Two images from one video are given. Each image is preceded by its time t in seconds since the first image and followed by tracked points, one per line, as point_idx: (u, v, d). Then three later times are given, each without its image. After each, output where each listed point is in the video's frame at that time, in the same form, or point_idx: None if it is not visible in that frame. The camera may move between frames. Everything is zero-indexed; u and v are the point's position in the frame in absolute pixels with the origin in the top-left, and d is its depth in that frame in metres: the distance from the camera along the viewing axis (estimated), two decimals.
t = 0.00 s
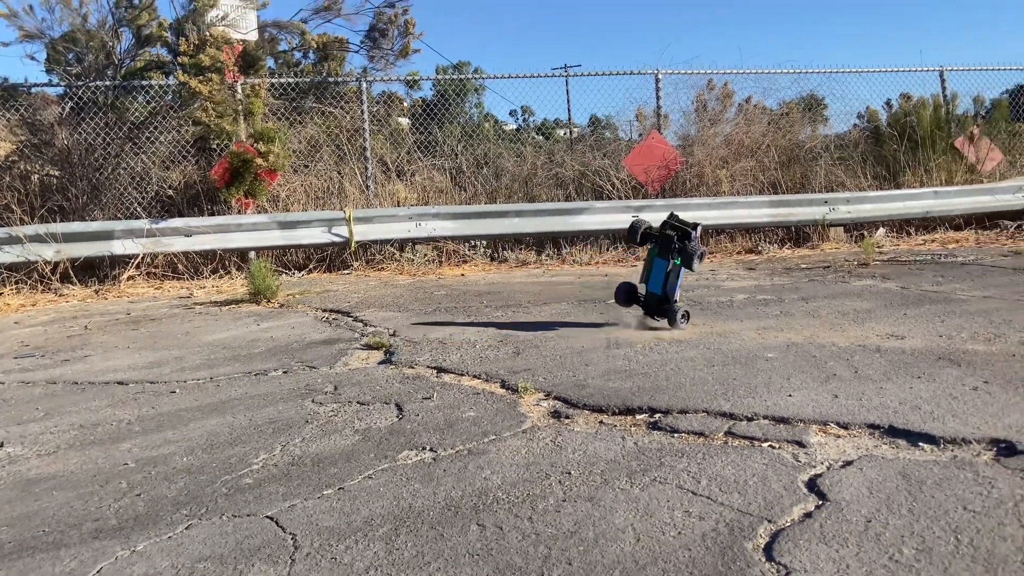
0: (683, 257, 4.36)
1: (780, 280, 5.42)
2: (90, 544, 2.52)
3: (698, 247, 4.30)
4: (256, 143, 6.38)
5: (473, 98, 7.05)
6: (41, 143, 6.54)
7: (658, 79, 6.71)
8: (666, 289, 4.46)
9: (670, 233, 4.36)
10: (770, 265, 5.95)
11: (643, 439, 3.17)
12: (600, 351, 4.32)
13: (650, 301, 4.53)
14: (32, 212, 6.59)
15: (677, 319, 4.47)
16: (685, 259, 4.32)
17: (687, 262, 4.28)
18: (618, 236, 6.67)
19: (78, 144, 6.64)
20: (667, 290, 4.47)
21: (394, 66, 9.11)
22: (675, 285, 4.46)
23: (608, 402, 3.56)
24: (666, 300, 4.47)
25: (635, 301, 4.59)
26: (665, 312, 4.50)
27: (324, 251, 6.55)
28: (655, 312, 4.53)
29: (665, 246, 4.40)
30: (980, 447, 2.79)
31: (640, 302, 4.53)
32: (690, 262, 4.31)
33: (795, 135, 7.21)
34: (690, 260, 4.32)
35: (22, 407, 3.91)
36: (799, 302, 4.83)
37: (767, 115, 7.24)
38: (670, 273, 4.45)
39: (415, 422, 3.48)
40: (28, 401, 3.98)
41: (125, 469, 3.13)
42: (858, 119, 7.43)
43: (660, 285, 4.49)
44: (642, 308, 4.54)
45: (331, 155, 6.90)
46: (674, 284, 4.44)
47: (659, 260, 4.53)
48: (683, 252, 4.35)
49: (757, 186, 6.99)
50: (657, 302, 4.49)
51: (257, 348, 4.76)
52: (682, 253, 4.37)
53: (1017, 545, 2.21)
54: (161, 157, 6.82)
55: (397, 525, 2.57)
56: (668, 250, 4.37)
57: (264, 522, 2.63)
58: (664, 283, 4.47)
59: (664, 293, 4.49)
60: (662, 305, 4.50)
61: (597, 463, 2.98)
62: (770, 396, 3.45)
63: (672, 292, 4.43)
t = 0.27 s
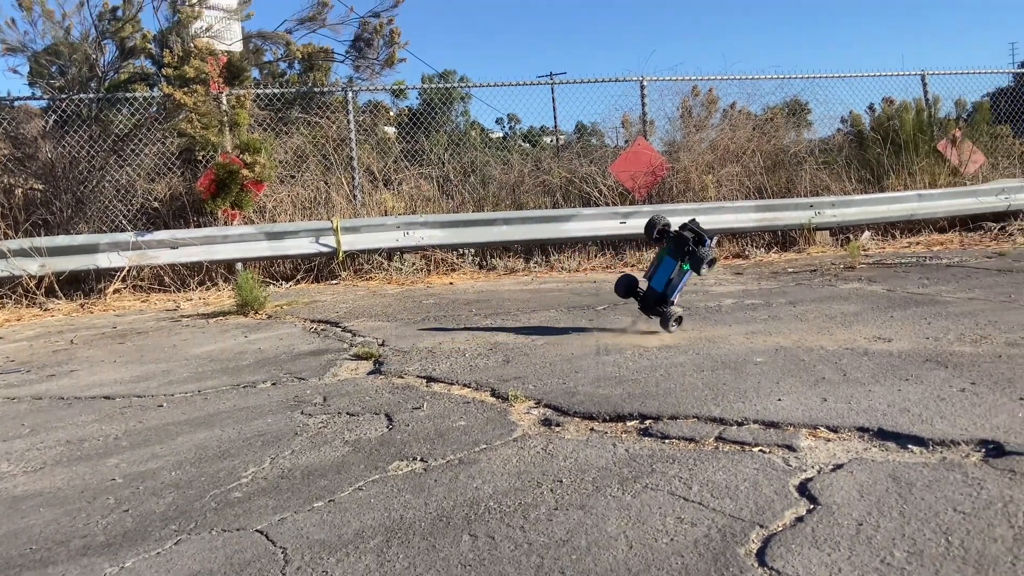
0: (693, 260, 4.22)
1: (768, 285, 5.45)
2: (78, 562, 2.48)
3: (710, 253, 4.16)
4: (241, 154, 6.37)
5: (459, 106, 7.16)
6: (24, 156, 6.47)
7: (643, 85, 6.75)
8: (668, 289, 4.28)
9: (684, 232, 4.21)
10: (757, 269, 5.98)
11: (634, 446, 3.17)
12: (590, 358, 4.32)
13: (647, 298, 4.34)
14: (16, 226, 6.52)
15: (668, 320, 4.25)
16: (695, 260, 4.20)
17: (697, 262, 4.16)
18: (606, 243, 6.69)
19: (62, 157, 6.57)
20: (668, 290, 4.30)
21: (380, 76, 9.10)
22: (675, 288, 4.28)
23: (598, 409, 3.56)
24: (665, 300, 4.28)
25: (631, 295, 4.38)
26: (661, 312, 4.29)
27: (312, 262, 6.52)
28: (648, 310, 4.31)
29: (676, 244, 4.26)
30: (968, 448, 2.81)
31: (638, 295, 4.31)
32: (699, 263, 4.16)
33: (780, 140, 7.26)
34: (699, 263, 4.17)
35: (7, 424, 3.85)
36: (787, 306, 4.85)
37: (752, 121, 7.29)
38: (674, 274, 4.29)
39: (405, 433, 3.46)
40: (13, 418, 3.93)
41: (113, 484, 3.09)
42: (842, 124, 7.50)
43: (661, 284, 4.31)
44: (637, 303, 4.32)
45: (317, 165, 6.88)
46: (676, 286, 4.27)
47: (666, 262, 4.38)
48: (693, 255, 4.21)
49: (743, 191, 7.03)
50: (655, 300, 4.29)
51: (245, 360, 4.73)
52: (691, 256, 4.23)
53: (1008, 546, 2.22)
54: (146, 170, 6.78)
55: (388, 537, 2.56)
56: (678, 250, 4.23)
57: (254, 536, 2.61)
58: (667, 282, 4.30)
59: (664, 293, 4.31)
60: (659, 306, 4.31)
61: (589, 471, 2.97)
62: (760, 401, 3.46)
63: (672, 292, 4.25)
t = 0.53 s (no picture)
0: (701, 267, 4.14)
1: (756, 289, 5.47)
2: None
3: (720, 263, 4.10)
4: (228, 164, 6.36)
5: (445, 114, 7.20)
6: (8, 168, 6.43)
7: (629, 92, 6.77)
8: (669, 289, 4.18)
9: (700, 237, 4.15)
10: (745, 274, 6.00)
11: (625, 452, 3.17)
12: (579, 365, 4.31)
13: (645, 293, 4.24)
14: None
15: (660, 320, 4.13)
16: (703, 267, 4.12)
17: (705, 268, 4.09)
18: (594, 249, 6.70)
19: (46, 169, 6.52)
20: (669, 290, 4.19)
21: (366, 85, 9.09)
22: (676, 290, 4.18)
23: (588, 416, 3.56)
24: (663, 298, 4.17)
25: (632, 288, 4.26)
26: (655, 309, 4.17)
27: (299, 271, 6.49)
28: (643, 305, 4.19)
29: (688, 247, 4.18)
30: (956, 451, 2.83)
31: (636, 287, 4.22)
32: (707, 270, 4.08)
33: (765, 145, 7.31)
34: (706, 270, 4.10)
35: None
36: (775, 310, 4.87)
37: (737, 126, 7.34)
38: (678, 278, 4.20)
39: (395, 443, 3.44)
40: None
41: (100, 499, 3.05)
42: (826, 129, 7.56)
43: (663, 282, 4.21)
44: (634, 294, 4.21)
45: (304, 174, 6.86)
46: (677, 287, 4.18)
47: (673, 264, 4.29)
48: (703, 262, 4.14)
49: (730, 196, 7.06)
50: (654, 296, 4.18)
51: (233, 372, 4.69)
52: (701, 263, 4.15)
53: (996, 547, 2.23)
54: (131, 181, 6.74)
55: (379, 548, 2.54)
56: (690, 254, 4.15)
57: (243, 549, 2.58)
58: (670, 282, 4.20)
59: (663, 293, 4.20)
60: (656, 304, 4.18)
61: (580, 478, 2.97)
62: (749, 405, 3.47)
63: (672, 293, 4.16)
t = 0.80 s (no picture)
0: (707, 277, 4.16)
1: (743, 294, 5.50)
2: None
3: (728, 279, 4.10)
4: (214, 173, 6.29)
5: (433, 122, 7.12)
6: None
7: (616, 99, 6.79)
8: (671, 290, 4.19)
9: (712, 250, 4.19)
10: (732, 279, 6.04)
11: (614, 458, 3.16)
12: (568, 371, 4.31)
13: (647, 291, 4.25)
14: None
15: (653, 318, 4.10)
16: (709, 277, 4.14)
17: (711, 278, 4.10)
18: (582, 255, 6.71)
19: (30, 180, 6.39)
20: (670, 292, 4.20)
21: (352, 93, 9.09)
22: (676, 293, 4.19)
23: (578, 422, 3.55)
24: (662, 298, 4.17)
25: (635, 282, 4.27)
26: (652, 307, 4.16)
27: (287, 280, 6.46)
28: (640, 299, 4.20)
29: (699, 256, 4.21)
30: (943, 453, 2.84)
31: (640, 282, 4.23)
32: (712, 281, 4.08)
33: (750, 151, 7.36)
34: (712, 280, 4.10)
35: None
36: (762, 314, 4.89)
37: (723, 132, 7.38)
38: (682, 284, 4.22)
39: (384, 452, 3.43)
40: None
41: (85, 512, 3.01)
42: (810, 134, 7.62)
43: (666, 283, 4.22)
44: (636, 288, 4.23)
45: (291, 183, 6.83)
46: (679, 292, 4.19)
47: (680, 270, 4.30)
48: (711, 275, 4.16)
49: (716, 202, 7.10)
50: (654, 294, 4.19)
51: (220, 382, 4.66)
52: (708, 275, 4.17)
53: (984, 549, 2.24)
54: (117, 191, 6.70)
55: (368, 558, 2.52)
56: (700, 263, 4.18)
57: (231, 561, 2.56)
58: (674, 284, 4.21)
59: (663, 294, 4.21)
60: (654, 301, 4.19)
61: (569, 485, 2.96)
62: (738, 410, 3.48)
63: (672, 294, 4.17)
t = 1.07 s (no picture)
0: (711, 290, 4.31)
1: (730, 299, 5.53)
2: None
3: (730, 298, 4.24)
4: (200, 182, 6.26)
5: (420, 129, 7.17)
6: None
7: (602, 105, 6.81)
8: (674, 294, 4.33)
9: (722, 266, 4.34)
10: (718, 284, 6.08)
11: (603, 464, 3.16)
12: (556, 377, 4.31)
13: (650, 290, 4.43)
14: None
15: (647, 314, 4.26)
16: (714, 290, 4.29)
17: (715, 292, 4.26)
18: (569, 261, 6.72)
19: (13, 189, 6.42)
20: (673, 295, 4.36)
21: (339, 100, 9.08)
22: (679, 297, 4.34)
23: (566, 429, 3.55)
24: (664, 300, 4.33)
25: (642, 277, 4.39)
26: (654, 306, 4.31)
27: (274, 288, 6.43)
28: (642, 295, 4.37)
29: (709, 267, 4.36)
30: (928, 455, 2.86)
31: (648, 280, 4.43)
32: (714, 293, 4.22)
33: (735, 156, 7.41)
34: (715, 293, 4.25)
35: None
36: (748, 319, 4.92)
37: (708, 138, 7.43)
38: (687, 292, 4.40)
39: (372, 460, 3.41)
40: None
41: (69, 525, 2.98)
42: (795, 139, 7.67)
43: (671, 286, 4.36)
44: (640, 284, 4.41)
45: (277, 192, 6.80)
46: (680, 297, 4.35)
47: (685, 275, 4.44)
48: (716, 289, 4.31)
49: (703, 207, 7.14)
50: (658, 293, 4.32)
51: (206, 392, 4.62)
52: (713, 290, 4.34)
53: (970, 551, 2.25)
54: (102, 201, 6.63)
55: (355, 568, 2.50)
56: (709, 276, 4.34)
57: (217, 573, 2.53)
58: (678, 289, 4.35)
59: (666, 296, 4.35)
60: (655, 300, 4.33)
61: (558, 492, 2.95)
62: (725, 414, 3.49)
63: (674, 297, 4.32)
